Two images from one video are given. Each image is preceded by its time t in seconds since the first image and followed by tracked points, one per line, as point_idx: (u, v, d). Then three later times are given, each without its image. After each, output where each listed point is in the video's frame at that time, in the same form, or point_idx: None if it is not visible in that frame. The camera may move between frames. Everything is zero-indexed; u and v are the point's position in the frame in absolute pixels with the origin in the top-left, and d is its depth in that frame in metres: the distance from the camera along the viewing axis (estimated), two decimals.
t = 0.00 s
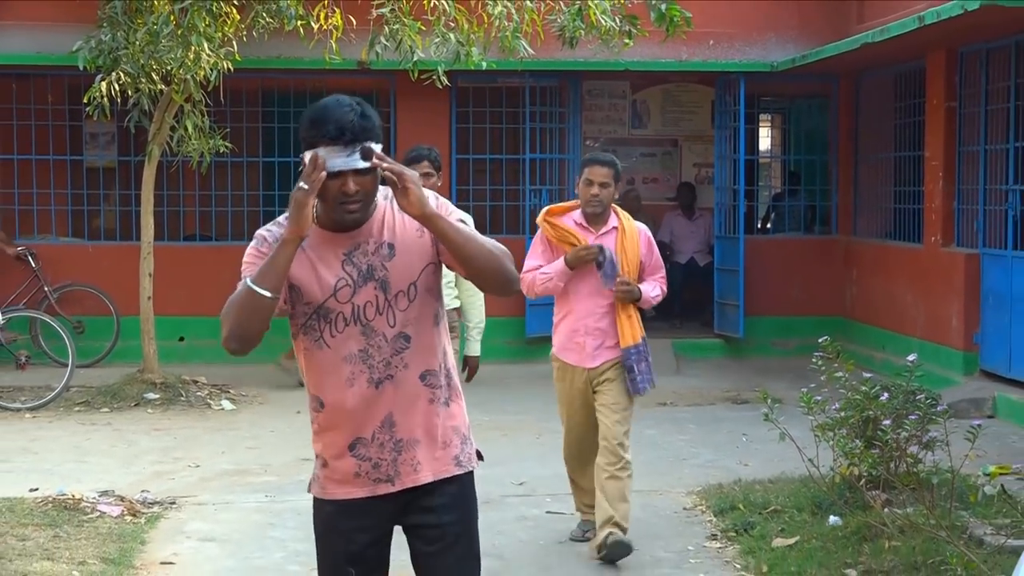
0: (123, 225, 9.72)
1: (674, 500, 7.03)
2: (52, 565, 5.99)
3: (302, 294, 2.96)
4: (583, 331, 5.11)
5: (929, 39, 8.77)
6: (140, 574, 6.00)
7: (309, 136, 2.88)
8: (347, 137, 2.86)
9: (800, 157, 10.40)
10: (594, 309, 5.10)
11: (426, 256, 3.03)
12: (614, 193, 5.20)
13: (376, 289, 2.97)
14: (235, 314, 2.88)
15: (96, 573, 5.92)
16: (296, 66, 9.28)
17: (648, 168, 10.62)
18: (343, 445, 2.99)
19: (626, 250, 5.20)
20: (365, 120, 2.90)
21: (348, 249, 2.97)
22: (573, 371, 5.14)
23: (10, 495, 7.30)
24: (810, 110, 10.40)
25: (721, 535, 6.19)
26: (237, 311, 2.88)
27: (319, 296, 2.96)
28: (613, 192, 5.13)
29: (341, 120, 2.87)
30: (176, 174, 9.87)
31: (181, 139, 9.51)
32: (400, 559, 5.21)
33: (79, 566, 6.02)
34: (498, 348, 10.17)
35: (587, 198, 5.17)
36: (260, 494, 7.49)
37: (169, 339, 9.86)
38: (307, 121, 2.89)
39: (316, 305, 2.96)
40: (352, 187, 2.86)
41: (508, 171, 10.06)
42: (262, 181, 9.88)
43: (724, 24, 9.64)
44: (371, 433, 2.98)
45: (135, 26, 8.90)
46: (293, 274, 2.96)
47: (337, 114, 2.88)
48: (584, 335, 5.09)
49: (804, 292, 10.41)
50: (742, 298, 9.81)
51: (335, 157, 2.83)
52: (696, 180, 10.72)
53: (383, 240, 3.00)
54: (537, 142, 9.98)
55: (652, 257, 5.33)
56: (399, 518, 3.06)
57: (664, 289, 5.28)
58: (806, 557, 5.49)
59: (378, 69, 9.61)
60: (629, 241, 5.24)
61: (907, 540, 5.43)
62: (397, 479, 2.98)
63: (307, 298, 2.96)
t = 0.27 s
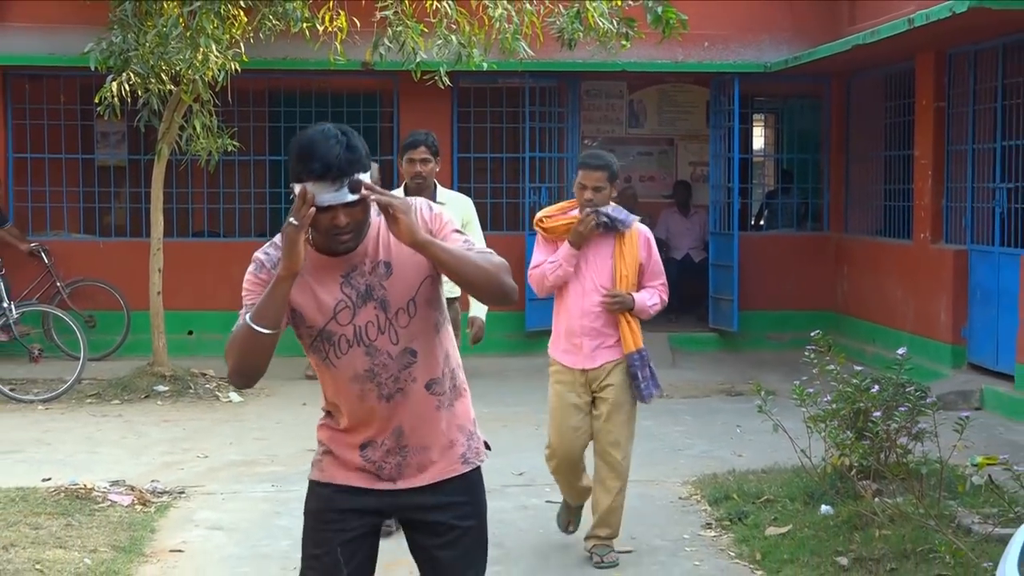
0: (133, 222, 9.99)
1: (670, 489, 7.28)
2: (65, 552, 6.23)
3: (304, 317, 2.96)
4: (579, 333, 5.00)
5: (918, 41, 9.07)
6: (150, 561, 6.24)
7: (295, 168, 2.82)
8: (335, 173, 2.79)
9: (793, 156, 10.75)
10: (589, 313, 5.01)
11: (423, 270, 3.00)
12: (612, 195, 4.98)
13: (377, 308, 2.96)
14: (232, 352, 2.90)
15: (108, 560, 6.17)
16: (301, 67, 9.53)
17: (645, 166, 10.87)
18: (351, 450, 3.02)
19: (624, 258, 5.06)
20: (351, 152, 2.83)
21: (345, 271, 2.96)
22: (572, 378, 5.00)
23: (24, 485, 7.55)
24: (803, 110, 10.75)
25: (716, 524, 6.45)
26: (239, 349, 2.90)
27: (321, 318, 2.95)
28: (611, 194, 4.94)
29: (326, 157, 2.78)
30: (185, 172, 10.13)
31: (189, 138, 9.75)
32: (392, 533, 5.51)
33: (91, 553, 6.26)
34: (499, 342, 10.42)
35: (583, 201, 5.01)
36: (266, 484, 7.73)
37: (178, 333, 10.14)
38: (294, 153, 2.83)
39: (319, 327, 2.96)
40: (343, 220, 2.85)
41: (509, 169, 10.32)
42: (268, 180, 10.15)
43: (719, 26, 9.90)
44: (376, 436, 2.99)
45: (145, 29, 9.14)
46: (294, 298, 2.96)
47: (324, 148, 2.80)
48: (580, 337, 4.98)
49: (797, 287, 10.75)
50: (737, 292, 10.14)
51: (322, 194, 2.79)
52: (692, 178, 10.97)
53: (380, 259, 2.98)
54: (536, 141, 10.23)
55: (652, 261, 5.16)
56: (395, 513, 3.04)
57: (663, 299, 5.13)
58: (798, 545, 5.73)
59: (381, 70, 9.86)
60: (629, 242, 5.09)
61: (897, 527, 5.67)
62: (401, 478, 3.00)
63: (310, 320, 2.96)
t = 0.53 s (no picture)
0: (144, 218, 10.26)
1: (666, 479, 7.53)
2: (77, 540, 6.46)
3: (273, 315, 2.97)
4: (570, 331, 5.01)
5: (909, 42, 9.36)
6: (160, 548, 6.48)
7: (282, 175, 2.82)
8: (322, 186, 2.79)
9: (786, 154, 11.10)
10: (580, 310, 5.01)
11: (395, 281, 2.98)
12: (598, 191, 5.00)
13: (346, 312, 2.96)
14: (201, 347, 2.90)
15: (120, 547, 6.41)
16: (307, 67, 9.78)
17: (642, 164, 11.11)
18: (315, 448, 3.03)
19: (614, 256, 5.04)
20: (341, 167, 2.84)
21: (318, 273, 2.95)
22: (561, 380, 5.00)
23: (37, 474, 7.81)
24: (796, 109, 11.09)
25: (711, 513, 6.70)
26: (207, 345, 2.91)
27: (290, 318, 2.96)
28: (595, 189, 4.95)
29: (317, 171, 2.79)
30: (194, 170, 10.39)
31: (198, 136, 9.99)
32: (367, 513, 5.87)
33: (102, 541, 6.50)
34: (499, 335, 10.66)
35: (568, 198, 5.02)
36: (273, 474, 7.99)
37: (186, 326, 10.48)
38: (282, 159, 2.82)
39: (287, 326, 2.97)
40: (323, 231, 2.84)
41: (509, 166, 10.58)
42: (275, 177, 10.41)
43: (714, 27, 10.16)
44: (342, 438, 3.01)
45: (154, 29, 9.35)
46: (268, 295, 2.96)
47: (314, 160, 2.80)
48: (577, 339, 4.98)
49: (790, 282, 11.12)
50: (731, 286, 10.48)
51: (307, 204, 2.80)
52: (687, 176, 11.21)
53: (354, 264, 2.97)
54: (536, 139, 10.49)
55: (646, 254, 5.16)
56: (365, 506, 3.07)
57: (659, 294, 5.09)
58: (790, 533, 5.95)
59: (385, 70, 10.10)
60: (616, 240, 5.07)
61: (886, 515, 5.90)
62: (368, 478, 3.02)
63: (278, 318, 2.97)
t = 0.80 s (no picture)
0: (154, 212, 10.58)
1: (663, 465, 7.84)
2: (91, 524, 6.73)
3: (269, 292, 2.97)
4: (562, 330, 4.77)
5: (899, 41, 9.69)
6: (172, 532, 6.75)
7: (287, 150, 2.87)
8: (326, 159, 2.84)
9: (778, 150, 11.51)
10: (573, 308, 4.79)
11: (393, 264, 3.01)
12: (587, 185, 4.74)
13: (342, 294, 2.98)
14: (193, 316, 2.91)
15: (132, 531, 6.68)
16: (314, 66, 10.09)
17: (638, 160, 11.40)
18: (310, 436, 3.03)
19: (605, 252, 4.84)
20: (345, 143, 2.89)
21: (316, 254, 2.97)
22: (551, 382, 4.77)
23: (52, 460, 8.10)
24: (787, 107, 11.51)
25: (705, 498, 7.01)
26: (199, 312, 2.91)
27: (286, 296, 2.97)
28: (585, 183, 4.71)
29: (321, 144, 2.84)
30: (204, 167, 10.72)
31: (207, 133, 10.29)
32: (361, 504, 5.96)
33: (115, 525, 6.77)
34: (499, 326, 10.97)
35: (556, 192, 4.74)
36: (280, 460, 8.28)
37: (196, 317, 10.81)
38: (287, 134, 2.88)
39: (282, 305, 2.98)
40: (325, 206, 2.86)
41: (510, 162, 10.90)
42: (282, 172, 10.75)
43: (708, 27, 10.50)
44: (336, 426, 3.01)
45: (164, 29, 9.62)
46: (263, 271, 2.97)
47: (319, 134, 2.86)
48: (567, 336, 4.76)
49: (782, 274, 11.54)
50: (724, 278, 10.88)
51: (310, 177, 2.83)
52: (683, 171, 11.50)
53: (352, 247, 2.99)
54: (536, 135, 10.81)
55: (635, 248, 4.98)
56: (364, 497, 3.08)
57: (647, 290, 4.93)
58: (782, 518, 6.22)
59: (389, 68, 10.41)
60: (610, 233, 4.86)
61: (875, 501, 6.19)
62: (365, 465, 3.02)
63: (273, 297, 2.97)
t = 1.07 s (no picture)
0: (172, 210, 11.12)
1: (655, 452, 8.34)
2: (111, 508, 7.19)
3: (303, 282, 3.20)
4: (561, 338, 4.85)
5: (886, 47, 10.28)
6: (189, 515, 7.22)
7: (327, 146, 3.09)
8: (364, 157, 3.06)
9: (767, 151, 12.19)
10: (573, 317, 4.86)
11: (421, 260, 3.27)
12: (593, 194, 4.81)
13: (372, 287, 3.22)
14: (231, 301, 3.12)
15: (151, 514, 7.14)
16: (324, 71, 10.60)
17: (633, 161, 11.90)
18: (334, 423, 3.26)
19: (609, 264, 4.89)
20: (382, 142, 3.12)
21: (350, 248, 3.21)
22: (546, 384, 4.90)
23: (75, 447, 8.60)
24: (776, 110, 12.18)
25: (697, 483, 7.51)
26: (236, 297, 3.12)
27: (320, 286, 3.21)
28: (592, 192, 4.78)
29: (360, 142, 3.07)
30: (219, 167, 11.28)
31: (221, 134, 10.78)
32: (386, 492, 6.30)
33: (134, 509, 7.23)
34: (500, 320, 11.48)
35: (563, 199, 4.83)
36: (292, 447, 8.77)
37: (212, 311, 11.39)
38: (327, 132, 3.10)
39: (315, 295, 3.21)
40: (363, 202, 3.09)
41: (510, 162, 11.43)
42: (294, 172, 11.31)
43: (700, 34, 11.11)
44: (359, 413, 3.25)
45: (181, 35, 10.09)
46: (298, 261, 3.20)
47: (358, 133, 3.08)
48: (563, 346, 4.84)
49: (769, 270, 12.22)
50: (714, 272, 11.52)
51: (350, 173, 3.06)
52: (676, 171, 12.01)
53: (383, 243, 3.24)
54: (535, 137, 11.34)
55: (636, 262, 5.05)
56: (382, 486, 3.32)
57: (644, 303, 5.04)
58: (770, 503, 6.74)
59: (395, 73, 10.92)
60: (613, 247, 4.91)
61: (858, 484, 6.74)
62: (384, 452, 3.26)
63: (307, 286, 3.21)
